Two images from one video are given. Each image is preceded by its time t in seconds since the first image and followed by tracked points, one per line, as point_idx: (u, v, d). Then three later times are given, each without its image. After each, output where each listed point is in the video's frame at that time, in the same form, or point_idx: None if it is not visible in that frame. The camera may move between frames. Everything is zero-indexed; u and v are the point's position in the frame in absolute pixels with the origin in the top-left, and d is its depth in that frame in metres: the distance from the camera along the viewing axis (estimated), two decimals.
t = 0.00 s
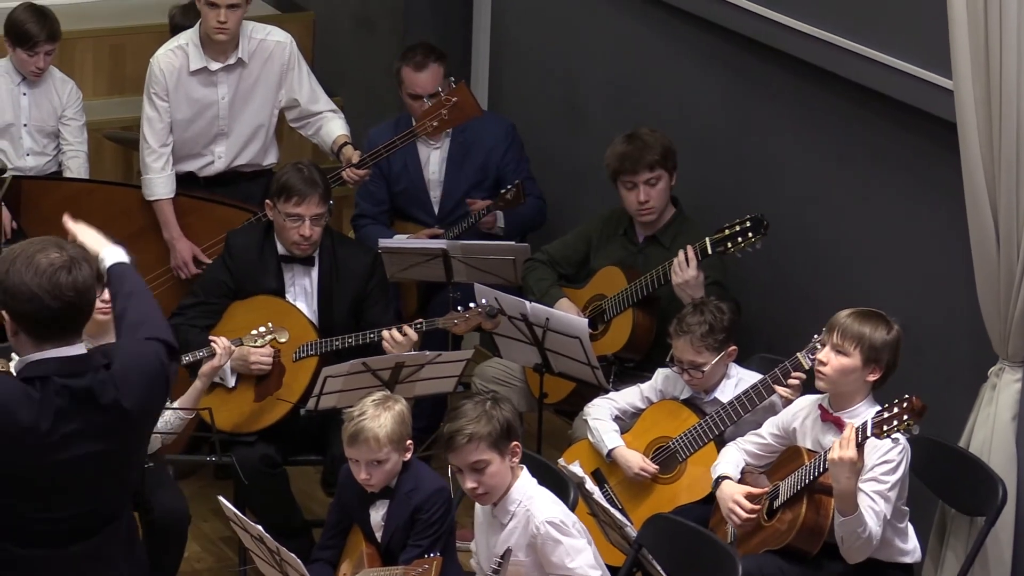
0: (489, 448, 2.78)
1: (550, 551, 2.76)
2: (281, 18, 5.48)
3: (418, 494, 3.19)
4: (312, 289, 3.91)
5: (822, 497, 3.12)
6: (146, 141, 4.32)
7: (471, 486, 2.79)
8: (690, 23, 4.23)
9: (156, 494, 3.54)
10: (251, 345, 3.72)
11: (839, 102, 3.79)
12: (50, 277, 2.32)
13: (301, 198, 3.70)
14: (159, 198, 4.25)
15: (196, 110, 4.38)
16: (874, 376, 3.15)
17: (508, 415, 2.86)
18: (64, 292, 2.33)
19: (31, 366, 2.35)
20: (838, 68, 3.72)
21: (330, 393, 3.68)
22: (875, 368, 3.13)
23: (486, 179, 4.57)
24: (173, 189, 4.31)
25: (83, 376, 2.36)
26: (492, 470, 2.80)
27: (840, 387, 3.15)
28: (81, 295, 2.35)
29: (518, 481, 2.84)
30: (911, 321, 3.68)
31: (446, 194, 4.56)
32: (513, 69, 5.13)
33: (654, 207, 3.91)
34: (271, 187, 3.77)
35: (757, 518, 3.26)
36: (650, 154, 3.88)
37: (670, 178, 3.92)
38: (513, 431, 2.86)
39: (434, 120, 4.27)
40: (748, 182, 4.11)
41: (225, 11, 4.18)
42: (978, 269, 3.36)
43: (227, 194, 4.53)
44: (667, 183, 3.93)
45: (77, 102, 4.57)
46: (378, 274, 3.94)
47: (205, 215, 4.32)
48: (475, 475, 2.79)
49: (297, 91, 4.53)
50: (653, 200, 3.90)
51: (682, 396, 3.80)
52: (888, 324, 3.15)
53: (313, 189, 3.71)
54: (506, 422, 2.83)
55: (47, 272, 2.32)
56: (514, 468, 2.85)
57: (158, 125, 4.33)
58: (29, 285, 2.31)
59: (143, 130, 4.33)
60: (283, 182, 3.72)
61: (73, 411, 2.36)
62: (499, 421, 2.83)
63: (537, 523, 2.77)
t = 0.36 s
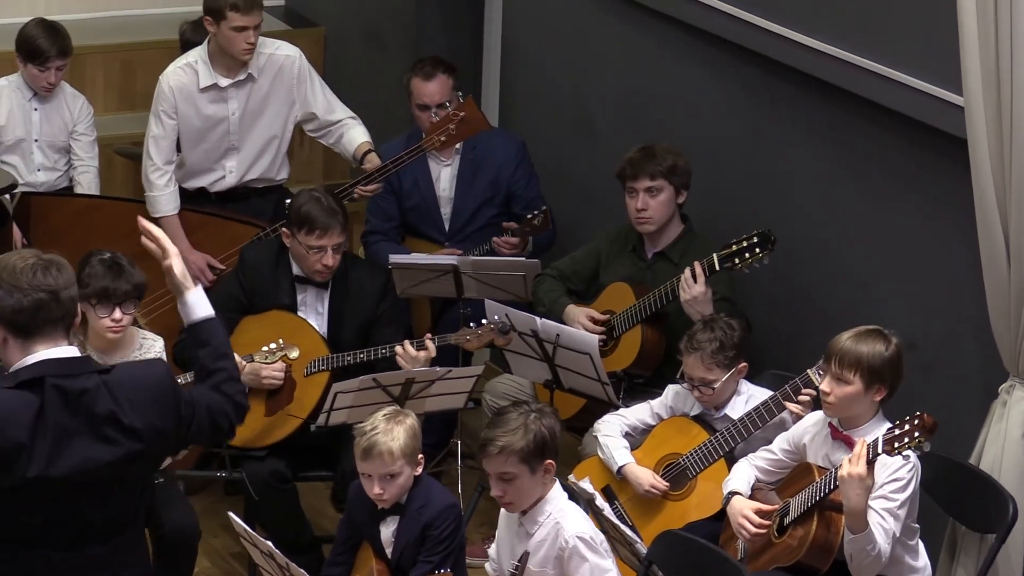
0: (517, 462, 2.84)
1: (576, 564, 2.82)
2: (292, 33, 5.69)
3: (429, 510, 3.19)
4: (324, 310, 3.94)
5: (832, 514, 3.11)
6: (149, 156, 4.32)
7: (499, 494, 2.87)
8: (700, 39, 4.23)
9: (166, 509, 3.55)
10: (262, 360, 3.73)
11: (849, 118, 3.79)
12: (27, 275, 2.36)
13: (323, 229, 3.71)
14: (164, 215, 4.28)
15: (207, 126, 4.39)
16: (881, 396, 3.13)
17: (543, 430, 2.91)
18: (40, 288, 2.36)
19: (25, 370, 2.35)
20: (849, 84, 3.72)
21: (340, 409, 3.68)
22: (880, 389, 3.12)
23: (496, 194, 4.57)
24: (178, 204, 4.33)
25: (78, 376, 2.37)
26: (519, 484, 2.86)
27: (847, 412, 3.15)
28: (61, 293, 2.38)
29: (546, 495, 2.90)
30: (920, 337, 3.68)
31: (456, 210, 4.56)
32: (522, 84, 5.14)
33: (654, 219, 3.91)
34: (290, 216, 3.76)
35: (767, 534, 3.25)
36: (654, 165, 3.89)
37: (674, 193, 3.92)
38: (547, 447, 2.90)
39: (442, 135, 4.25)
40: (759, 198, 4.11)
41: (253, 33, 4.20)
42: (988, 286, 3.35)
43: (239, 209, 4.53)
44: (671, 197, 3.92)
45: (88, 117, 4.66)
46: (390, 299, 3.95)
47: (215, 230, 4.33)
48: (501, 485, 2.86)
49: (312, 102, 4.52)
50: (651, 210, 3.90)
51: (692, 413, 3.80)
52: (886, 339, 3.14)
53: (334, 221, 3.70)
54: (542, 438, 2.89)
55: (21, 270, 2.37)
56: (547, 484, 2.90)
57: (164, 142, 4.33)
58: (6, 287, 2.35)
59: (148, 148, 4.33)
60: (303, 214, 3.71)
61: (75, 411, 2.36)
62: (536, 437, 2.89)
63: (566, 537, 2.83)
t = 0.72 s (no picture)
0: (550, 474, 2.89)
1: None
2: (300, 47, 5.83)
3: (438, 522, 3.20)
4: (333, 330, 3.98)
5: (835, 528, 3.10)
6: (158, 170, 4.32)
7: (528, 502, 2.92)
8: (707, 52, 4.24)
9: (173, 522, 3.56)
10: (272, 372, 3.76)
11: (856, 130, 3.79)
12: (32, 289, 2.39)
13: (335, 263, 3.73)
14: (171, 228, 4.27)
15: (216, 140, 4.39)
16: (869, 413, 3.10)
17: (576, 441, 2.97)
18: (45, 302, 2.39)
19: (25, 388, 2.37)
20: (856, 97, 3.72)
21: (348, 422, 3.68)
22: (866, 408, 3.09)
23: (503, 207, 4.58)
24: (184, 217, 4.33)
25: (80, 397, 2.41)
26: (549, 495, 2.91)
27: (838, 436, 3.12)
28: (66, 308, 2.41)
29: (576, 506, 2.95)
30: (928, 350, 3.68)
31: (464, 224, 4.57)
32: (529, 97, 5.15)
33: (653, 243, 3.92)
34: (303, 246, 3.77)
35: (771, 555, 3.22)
36: (642, 195, 3.87)
37: (667, 215, 3.90)
38: (580, 459, 2.96)
39: (446, 143, 4.19)
40: (766, 210, 4.11)
41: (264, 50, 4.20)
42: (997, 300, 3.35)
43: (247, 222, 4.54)
44: (666, 220, 3.91)
45: (97, 131, 4.76)
46: (402, 321, 3.97)
47: (223, 242, 4.33)
48: (532, 495, 2.91)
49: (322, 116, 4.52)
50: (648, 237, 3.90)
51: (700, 426, 3.81)
52: (861, 356, 3.11)
53: (346, 254, 3.73)
54: (575, 449, 2.95)
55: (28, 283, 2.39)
56: (576, 495, 2.95)
57: (174, 157, 4.33)
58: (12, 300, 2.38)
59: (157, 162, 4.33)
60: (317, 245, 3.73)
61: (76, 429, 2.40)
62: (569, 448, 2.94)
63: (592, 550, 2.89)
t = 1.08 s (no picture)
0: (541, 478, 2.96)
1: None
2: (312, 56, 5.87)
3: (456, 527, 3.21)
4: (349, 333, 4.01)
5: (848, 537, 3.11)
6: (178, 183, 4.32)
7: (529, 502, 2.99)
8: (718, 60, 4.24)
9: (185, 529, 3.57)
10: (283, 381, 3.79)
11: (865, 138, 3.79)
12: (65, 316, 2.38)
13: (350, 259, 3.75)
14: (188, 244, 4.27)
15: (230, 149, 4.39)
16: (893, 417, 3.12)
17: (574, 453, 2.98)
18: (76, 330, 2.39)
19: (44, 395, 2.40)
20: (862, 104, 3.72)
21: (360, 430, 3.69)
22: (892, 410, 3.11)
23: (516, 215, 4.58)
24: (201, 233, 4.33)
25: (98, 403, 2.43)
26: (544, 501, 2.97)
27: (860, 434, 3.13)
28: (96, 335, 2.42)
29: (578, 520, 2.99)
30: (940, 359, 3.66)
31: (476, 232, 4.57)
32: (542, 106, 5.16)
33: (665, 250, 3.92)
34: (318, 243, 3.81)
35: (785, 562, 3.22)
36: (655, 200, 3.89)
37: (680, 222, 3.91)
38: (580, 472, 2.97)
39: (457, 154, 4.18)
40: (776, 219, 4.11)
41: (253, 47, 4.19)
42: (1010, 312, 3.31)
43: (257, 230, 4.54)
44: (679, 227, 3.91)
45: (109, 140, 4.81)
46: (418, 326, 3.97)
47: (237, 253, 4.33)
48: (530, 497, 2.99)
49: (333, 123, 4.53)
50: (660, 243, 3.91)
51: (712, 435, 3.80)
52: (897, 360, 3.14)
53: (362, 252, 3.74)
54: (573, 460, 2.97)
55: (62, 309, 2.38)
56: (577, 508, 2.98)
57: (191, 166, 4.33)
58: (43, 321, 2.38)
59: (176, 173, 4.33)
60: (333, 241, 3.75)
61: (90, 438, 2.41)
62: (564, 460, 2.97)
63: (606, 567, 2.94)
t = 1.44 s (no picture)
0: (561, 481, 2.93)
1: None
2: (332, 60, 5.94)
3: (478, 530, 3.21)
4: (368, 330, 4.05)
5: (876, 541, 3.12)
6: (198, 183, 4.32)
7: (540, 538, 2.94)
8: (735, 63, 4.25)
9: (205, 531, 3.59)
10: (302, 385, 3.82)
11: (882, 141, 3.79)
12: (86, 325, 2.38)
13: (367, 248, 3.82)
14: (208, 243, 4.29)
15: (249, 151, 4.40)
16: (931, 419, 3.14)
17: (593, 456, 2.94)
18: (96, 340, 2.39)
19: (58, 397, 2.39)
20: (878, 107, 3.73)
21: (380, 434, 3.71)
22: (931, 411, 3.13)
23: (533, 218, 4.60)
24: (222, 233, 4.36)
25: (116, 403, 2.42)
26: (564, 504, 2.94)
27: (896, 432, 3.15)
28: (116, 344, 2.42)
29: (598, 524, 2.95)
30: (960, 364, 3.64)
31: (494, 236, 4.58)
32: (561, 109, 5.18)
33: (686, 248, 3.94)
34: (336, 234, 3.89)
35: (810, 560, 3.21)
36: (681, 197, 3.91)
37: (705, 221, 3.93)
38: (600, 475, 2.94)
39: (479, 160, 4.18)
40: (795, 223, 4.12)
41: (268, 42, 4.18)
42: None
43: (276, 234, 4.55)
44: (703, 226, 3.93)
45: (129, 143, 4.84)
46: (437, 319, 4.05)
47: (256, 256, 4.36)
48: (550, 500, 2.96)
49: (352, 125, 4.53)
50: (681, 241, 3.93)
51: (731, 439, 3.80)
52: (942, 364, 3.15)
53: (378, 240, 3.83)
54: (593, 463, 2.93)
55: (83, 319, 2.37)
56: (596, 512, 2.95)
57: (211, 168, 4.33)
58: (63, 329, 2.37)
59: (195, 174, 4.33)
60: (349, 231, 3.84)
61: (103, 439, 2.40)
62: (584, 463, 2.93)
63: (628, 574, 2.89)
